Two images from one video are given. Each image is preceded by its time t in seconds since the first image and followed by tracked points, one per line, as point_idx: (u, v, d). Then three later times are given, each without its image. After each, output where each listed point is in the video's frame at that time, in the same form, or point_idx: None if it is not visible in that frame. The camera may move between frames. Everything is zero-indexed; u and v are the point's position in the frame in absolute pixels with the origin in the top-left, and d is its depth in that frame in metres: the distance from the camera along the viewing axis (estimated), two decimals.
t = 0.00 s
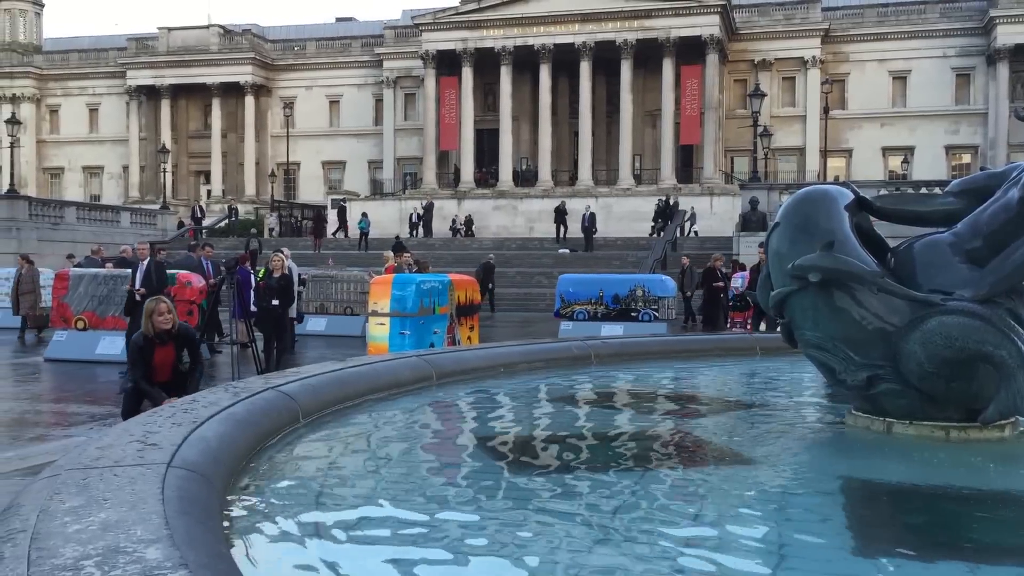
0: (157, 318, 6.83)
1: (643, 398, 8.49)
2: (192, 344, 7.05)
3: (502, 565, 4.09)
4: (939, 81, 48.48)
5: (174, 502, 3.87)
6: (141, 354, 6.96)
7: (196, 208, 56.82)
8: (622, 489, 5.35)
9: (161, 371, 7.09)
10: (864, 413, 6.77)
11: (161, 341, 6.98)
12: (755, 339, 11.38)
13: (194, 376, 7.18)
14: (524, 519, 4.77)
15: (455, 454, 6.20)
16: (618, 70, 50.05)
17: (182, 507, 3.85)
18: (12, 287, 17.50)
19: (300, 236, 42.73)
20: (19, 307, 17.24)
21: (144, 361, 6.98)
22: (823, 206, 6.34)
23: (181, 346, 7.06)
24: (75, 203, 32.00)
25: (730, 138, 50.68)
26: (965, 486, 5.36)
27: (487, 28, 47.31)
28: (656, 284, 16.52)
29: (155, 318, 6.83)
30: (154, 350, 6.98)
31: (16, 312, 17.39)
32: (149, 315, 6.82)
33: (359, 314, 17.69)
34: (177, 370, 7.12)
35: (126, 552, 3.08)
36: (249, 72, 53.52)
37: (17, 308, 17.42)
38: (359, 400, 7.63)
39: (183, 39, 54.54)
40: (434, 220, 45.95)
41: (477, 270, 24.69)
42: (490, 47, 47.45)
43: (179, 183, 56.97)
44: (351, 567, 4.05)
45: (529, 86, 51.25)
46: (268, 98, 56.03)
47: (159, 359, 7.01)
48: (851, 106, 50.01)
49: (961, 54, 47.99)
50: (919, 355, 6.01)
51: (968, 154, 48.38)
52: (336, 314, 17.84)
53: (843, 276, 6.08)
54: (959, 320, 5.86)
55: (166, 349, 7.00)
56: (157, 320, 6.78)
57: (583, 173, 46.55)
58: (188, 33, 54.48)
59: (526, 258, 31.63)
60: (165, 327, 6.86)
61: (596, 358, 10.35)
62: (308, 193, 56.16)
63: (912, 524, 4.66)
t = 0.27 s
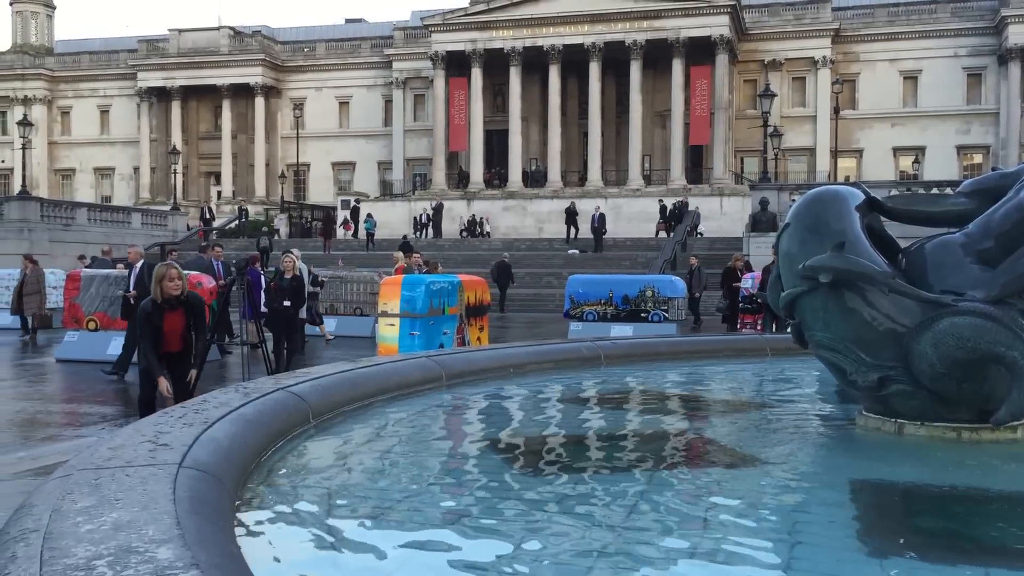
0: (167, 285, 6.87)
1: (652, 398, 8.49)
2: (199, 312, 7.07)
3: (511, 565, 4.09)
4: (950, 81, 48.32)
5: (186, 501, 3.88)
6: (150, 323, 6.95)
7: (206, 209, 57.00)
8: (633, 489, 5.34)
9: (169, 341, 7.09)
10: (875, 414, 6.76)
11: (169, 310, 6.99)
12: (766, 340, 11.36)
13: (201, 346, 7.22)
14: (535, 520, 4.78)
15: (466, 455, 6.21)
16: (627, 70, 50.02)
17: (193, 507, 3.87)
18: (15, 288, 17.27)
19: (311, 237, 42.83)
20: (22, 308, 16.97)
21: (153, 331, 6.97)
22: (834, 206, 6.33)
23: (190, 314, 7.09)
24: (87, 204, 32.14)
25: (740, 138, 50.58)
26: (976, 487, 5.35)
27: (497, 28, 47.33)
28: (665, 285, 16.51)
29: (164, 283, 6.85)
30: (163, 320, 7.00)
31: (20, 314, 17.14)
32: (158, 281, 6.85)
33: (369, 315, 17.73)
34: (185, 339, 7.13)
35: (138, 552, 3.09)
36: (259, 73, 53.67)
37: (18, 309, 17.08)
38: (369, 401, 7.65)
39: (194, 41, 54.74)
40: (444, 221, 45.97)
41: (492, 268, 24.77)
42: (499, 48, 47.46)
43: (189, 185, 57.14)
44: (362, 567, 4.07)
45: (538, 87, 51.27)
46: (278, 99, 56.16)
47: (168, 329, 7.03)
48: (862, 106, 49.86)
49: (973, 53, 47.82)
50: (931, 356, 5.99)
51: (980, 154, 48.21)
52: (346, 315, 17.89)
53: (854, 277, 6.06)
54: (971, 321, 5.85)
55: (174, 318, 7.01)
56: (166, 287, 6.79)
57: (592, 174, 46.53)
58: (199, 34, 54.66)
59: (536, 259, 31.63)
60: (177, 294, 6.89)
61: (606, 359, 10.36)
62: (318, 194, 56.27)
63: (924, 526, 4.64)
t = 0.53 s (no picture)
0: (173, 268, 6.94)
1: (661, 401, 8.47)
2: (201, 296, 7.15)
3: (520, 567, 4.10)
4: (960, 82, 48.14)
5: (196, 503, 3.90)
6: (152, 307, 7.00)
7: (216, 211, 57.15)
8: (642, 492, 5.34)
9: (171, 327, 7.14)
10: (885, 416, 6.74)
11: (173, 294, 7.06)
12: (775, 342, 11.33)
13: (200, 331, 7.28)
14: (544, 522, 4.78)
15: (474, 456, 6.21)
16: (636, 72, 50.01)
17: (203, 509, 3.88)
18: (19, 289, 17.11)
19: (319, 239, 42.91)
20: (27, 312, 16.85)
21: (155, 315, 7.01)
22: (843, 208, 6.32)
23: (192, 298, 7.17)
24: (97, 206, 32.26)
25: (748, 139, 50.48)
26: (987, 490, 5.32)
27: (505, 30, 47.36)
28: (674, 287, 16.48)
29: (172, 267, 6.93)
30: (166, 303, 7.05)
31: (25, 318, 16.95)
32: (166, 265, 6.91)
33: (377, 317, 17.76)
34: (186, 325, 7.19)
35: (149, 553, 3.11)
36: (268, 76, 53.80)
37: (24, 312, 17.00)
38: (378, 402, 7.66)
39: (204, 44, 54.90)
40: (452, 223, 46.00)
41: (506, 271, 25.02)
42: (507, 50, 47.49)
43: (199, 187, 57.31)
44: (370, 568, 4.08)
45: (547, 89, 51.28)
46: (287, 101, 56.26)
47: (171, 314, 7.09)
48: (871, 108, 49.70)
49: (983, 54, 47.64)
50: (940, 358, 5.97)
51: (990, 155, 48.04)
52: (354, 317, 17.92)
53: (863, 278, 6.05)
54: (981, 323, 5.82)
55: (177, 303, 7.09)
56: (175, 269, 6.86)
57: (601, 175, 46.50)
58: (208, 37, 54.83)
59: (545, 261, 31.61)
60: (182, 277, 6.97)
61: (614, 360, 10.34)
62: (326, 196, 56.36)
63: (934, 528, 4.63)
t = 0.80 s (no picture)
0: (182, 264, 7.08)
1: (668, 403, 8.47)
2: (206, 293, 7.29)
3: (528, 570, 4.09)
4: (969, 84, 48.00)
5: (205, 504, 3.90)
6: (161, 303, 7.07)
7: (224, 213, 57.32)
8: (650, 494, 5.33)
9: (177, 323, 7.24)
10: (895, 419, 6.73)
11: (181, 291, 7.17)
12: (784, 344, 11.29)
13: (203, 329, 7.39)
14: (552, 523, 4.78)
15: (481, 458, 6.20)
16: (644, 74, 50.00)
17: (212, 510, 3.88)
18: (19, 292, 17.12)
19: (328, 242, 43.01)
20: (28, 313, 16.84)
21: (164, 311, 7.06)
22: (853, 210, 6.31)
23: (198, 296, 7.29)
24: (106, 208, 32.37)
25: (757, 141, 50.42)
26: (997, 492, 5.31)
27: (513, 32, 47.41)
28: (682, 289, 16.46)
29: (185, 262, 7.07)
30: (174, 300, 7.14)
31: (25, 318, 16.90)
32: (181, 259, 7.04)
33: (385, 319, 17.77)
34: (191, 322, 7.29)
35: (159, 555, 3.11)
36: (277, 78, 53.89)
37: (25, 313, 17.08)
38: (386, 404, 7.67)
39: (212, 46, 55.04)
40: (460, 225, 46.05)
41: (517, 268, 24.87)
42: (515, 52, 47.52)
43: (207, 189, 57.48)
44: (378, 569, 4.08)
45: (555, 91, 51.31)
46: (296, 104, 56.36)
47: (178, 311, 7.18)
48: (880, 110, 49.59)
49: (992, 56, 47.48)
50: (951, 360, 5.95)
51: (1000, 157, 47.90)
52: (362, 319, 17.94)
53: (873, 281, 6.04)
54: (990, 326, 5.82)
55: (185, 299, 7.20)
56: (186, 264, 6.98)
57: (609, 178, 46.48)
58: (217, 39, 54.98)
59: (552, 263, 31.62)
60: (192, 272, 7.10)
61: (622, 363, 10.33)
62: (335, 198, 56.46)
63: (944, 532, 4.61)
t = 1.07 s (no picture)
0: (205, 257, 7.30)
1: (678, 406, 8.45)
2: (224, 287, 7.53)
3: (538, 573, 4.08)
4: (980, 86, 47.80)
5: (215, 506, 3.91)
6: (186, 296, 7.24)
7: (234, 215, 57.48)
8: (659, 497, 5.32)
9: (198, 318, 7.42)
10: (905, 423, 6.71)
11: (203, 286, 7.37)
12: (794, 347, 11.25)
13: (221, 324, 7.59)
14: (561, 525, 4.78)
15: (490, 461, 6.20)
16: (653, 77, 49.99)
17: (222, 512, 3.89)
18: (25, 292, 17.24)
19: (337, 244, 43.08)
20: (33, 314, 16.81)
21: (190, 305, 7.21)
22: (863, 212, 6.29)
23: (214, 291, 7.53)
24: (117, 210, 32.50)
25: (766, 144, 50.32)
26: (1008, 497, 5.29)
27: (522, 35, 47.46)
28: (691, 292, 16.42)
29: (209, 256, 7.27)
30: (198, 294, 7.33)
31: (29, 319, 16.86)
32: (205, 253, 7.23)
33: (394, 321, 17.78)
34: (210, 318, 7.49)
35: (169, 556, 3.13)
36: (286, 81, 54.01)
37: (28, 312, 17.31)
38: (395, 406, 7.67)
39: (222, 49, 55.21)
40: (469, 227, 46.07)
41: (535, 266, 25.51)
42: (524, 55, 47.55)
43: (217, 191, 57.65)
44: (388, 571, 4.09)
45: (564, 93, 51.30)
46: (305, 107, 56.47)
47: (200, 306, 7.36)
48: (890, 112, 49.43)
49: (1003, 58, 47.29)
50: (962, 364, 5.93)
51: (1011, 160, 47.67)
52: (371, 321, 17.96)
53: (882, 284, 6.03)
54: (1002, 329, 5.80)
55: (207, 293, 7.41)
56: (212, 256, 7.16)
57: (617, 180, 46.45)
58: (227, 42, 55.15)
59: (561, 266, 31.60)
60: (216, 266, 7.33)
61: (631, 366, 10.32)
62: (343, 201, 56.53)
63: (955, 537, 4.59)
